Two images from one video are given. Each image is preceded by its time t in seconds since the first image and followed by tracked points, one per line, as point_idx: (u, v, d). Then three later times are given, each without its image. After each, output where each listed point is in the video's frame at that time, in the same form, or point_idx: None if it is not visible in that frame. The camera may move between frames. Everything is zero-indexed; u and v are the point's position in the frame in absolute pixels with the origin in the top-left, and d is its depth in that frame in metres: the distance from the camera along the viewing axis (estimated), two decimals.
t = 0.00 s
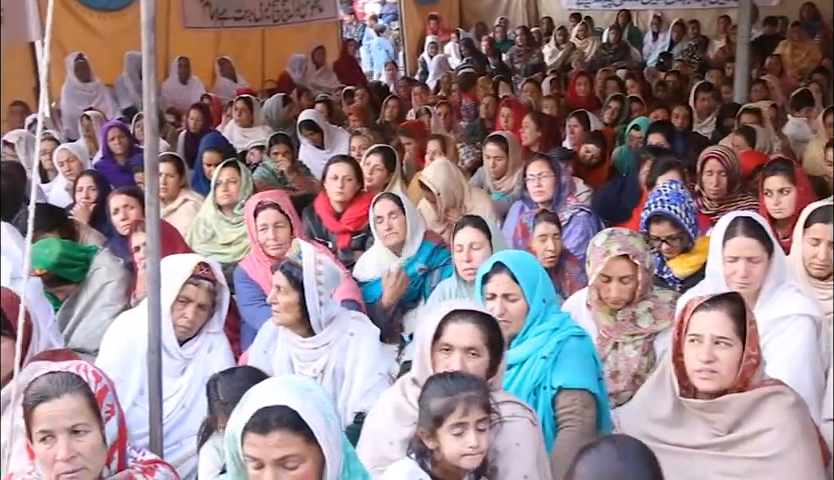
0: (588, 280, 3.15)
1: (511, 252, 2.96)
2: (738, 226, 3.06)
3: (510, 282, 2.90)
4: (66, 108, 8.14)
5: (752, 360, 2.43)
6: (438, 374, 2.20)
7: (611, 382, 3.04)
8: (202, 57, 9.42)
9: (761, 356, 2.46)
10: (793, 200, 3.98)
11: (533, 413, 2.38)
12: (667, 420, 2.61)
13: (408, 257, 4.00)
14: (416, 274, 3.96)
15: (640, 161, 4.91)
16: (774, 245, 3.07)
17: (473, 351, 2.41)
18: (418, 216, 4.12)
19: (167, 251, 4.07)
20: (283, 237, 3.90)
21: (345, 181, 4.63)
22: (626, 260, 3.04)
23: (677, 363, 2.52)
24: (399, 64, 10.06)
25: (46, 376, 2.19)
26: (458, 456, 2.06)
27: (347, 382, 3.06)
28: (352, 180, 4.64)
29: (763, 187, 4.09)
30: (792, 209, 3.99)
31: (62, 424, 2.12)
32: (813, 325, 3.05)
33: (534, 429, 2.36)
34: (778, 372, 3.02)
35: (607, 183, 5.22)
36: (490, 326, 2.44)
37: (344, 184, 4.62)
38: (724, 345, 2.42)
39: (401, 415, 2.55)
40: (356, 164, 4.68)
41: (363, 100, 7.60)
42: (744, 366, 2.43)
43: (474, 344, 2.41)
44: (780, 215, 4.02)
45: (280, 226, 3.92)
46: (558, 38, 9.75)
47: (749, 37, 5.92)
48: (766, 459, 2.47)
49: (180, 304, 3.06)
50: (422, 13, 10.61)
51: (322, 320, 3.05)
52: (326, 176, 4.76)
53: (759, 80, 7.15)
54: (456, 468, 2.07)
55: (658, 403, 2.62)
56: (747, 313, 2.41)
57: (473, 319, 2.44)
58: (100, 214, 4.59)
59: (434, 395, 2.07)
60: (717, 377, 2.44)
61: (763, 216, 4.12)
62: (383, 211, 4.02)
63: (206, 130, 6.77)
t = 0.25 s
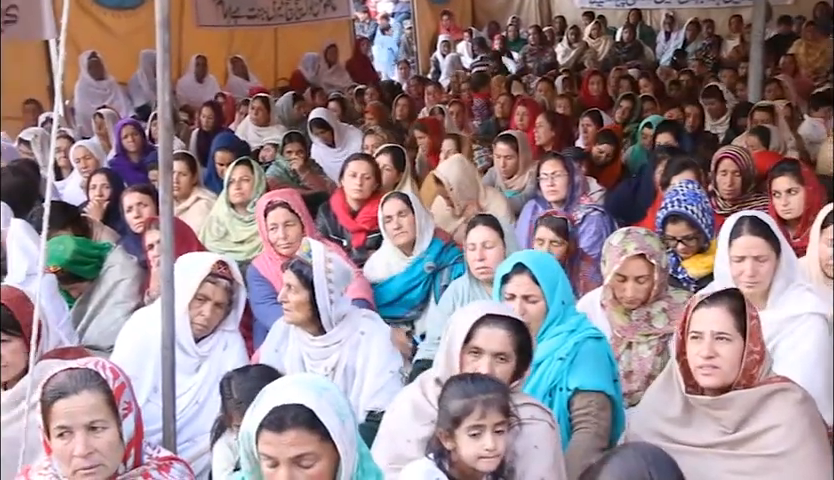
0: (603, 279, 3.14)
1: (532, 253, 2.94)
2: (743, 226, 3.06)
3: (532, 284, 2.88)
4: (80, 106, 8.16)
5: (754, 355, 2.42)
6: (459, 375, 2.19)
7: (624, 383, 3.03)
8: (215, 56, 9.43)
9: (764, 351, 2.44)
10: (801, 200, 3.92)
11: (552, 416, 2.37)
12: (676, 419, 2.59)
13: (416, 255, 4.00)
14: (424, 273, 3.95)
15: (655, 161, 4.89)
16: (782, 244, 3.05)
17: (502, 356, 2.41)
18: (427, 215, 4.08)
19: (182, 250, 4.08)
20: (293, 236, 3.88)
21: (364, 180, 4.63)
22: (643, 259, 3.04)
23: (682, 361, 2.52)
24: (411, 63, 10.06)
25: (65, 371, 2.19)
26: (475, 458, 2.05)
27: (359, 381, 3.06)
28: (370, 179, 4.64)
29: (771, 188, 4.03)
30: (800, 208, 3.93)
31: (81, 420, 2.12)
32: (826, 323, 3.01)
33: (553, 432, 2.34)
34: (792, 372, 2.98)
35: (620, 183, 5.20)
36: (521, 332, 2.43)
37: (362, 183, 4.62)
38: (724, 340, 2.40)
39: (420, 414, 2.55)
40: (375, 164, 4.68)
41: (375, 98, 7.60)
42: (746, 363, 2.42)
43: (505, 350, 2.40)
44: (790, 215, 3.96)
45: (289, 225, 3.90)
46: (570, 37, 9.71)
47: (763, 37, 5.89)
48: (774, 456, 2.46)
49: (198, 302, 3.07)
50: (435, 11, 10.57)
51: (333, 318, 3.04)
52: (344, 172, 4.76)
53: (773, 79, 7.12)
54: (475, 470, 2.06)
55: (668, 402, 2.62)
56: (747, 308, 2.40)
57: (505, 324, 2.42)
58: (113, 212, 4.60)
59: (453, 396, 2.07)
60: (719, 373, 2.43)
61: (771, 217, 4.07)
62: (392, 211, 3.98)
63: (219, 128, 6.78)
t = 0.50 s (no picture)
0: (621, 277, 3.12)
1: (546, 252, 2.92)
2: (750, 225, 3.07)
3: (546, 282, 2.86)
4: (95, 104, 8.19)
5: (759, 352, 2.41)
6: (476, 375, 2.20)
7: (639, 382, 3.03)
8: (230, 54, 9.46)
9: (770, 348, 2.44)
10: (813, 200, 3.89)
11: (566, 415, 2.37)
12: (687, 418, 2.57)
13: (429, 255, 4.00)
14: (438, 273, 3.95)
15: (670, 159, 4.87)
16: (793, 242, 3.03)
17: (516, 356, 2.40)
18: (441, 216, 4.10)
19: (198, 248, 4.08)
20: (315, 232, 3.92)
21: (382, 177, 4.64)
22: (662, 258, 3.02)
23: (689, 360, 2.51)
24: (425, 62, 10.06)
25: (75, 371, 2.20)
26: (489, 459, 2.05)
27: (375, 379, 3.05)
28: (389, 176, 4.65)
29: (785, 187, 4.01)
30: (812, 208, 3.89)
31: (91, 419, 2.12)
32: None
33: (567, 432, 2.34)
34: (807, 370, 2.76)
35: (635, 182, 5.19)
36: (534, 332, 2.43)
37: (380, 180, 4.63)
38: (729, 337, 2.41)
39: (433, 413, 2.54)
40: (393, 161, 4.70)
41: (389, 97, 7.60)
42: (752, 359, 2.41)
43: (518, 350, 2.40)
44: (803, 215, 3.93)
45: (312, 222, 3.94)
46: (584, 36, 9.61)
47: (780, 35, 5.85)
48: (785, 453, 2.45)
49: (216, 301, 3.08)
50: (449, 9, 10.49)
51: (351, 317, 3.04)
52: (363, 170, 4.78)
53: (789, 77, 7.07)
54: (490, 471, 2.06)
55: (679, 401, 2.60)
56: (750, 304, 2.40)
57: (519, 324, 2.41)
58: (128, 210, 4.61)
59: (469, 397, 2.07)
60: (725, 370, 2.43)
61: (784, 217, 4.05)
62: (406, 210, 3.99)
63: (233, 127, 6.79)
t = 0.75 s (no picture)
0: (634, 276, 3.10)
1: (551, 251, 2.92)
2: (762, 224, 3.05)
3: (551, 281, 2.86)
4: (109, 104, 8.24)
5: (778, 352, 2.41)
6: (488, 374, 2.19)
7: (652, 382, 3.02)
8: (243, 54, 9.49)
9: (788, 348, 2.44)
10: (827, 199, 3.85)
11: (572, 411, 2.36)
12: (701, 418, 2.56)
13: (448, 256, 3.98)
14: (455, 274, 3.94)
15: (683, 159, 4.85)
16: (805, 242, 3.01)
17: (513, 353, 2.39)
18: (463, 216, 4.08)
19: (211, 248, 4.09)
20: (331, 231, 3.92)
21: (395, 176, 4.64)
22: (678, 257, 3.01)
23: (706, 359, 2.50)
24: (438, 61, 10.06)
25: (79, 371, 2.21)
26: (503, 459, 2.05)
27: (387, 378, 3.05)
28: (400, 175, 4.64)
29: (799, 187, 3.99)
30: (826, 207, 3.84)
31: (97, 419, 2.14)
32: None
33: (575, 428, 2.33)
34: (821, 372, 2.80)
35: (647, 181, 5.17)
36: (530, 328, 2.42)
37: (393, 179, 4.63)
38: (747, 337, 2.41)
39: (441, 413, 2.54)
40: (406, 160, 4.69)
41: (401, 96, 7.61)
42: (770, 359, 2.41)
43: (516, 346, 2.39)
44: (817, 213, 3.88)
45: (330, 221, 3.94)
46: (598, 35, 9.64)
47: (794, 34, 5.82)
48: (802, 454, 2.45)
49: (227, 300, 3.08)
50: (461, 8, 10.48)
51: (365, 316, 3.05)
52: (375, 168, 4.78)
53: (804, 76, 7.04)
54: (503, 471, 2.06)
55: (693, 400, 2.58)
56: (770, 305, 2.40)
57: (514, 320, 2.41)
58: (141, 208, 4.63)
59: (482, 397, 2.06)
60: (743, 370, 2.42)
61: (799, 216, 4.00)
62: (432, 209, 3.96)
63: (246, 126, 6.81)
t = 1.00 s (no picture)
0: (640, 278, 3.11)
1: (559, 252, 2.91)
2: (781, 225, 3.01)
3: (556, 281, 2.84)
4: (118, 105, 8.28)
5: (806, 362, 2.38)
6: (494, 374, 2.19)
7: (659, 382, 3.02)
8: (251, 55, 9.52)
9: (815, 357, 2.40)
10: None
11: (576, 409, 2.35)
12: (717, 421, 2.58)
13: (457, 256, 3.98)
14: (464, 273, 3.95)
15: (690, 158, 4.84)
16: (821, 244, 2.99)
17: (507, 352, 2.39)
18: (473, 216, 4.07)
19: (219, 249, 4.10)
20: (332, 234, 3.93)
21: (394, 177, 4.65)
22: (682, 258, 3.01)
23: (728, 362, 2.48)
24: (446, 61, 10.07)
25: (85, 373, 2.22)
26: (510, 459, 2.06)
27: (393, 378, 3.06)
28: (400, 176, 4.65)
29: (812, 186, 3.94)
30: None
31: (103, 420, 2.15)
32: None
33: (579, 427, 2.33)
34: None
35: (655, 181, 5.16)
36: (521, 325, 2.42)
37: (392, 180, 4.65)
38: (778, 347, 2.37)
39: (444, 413, 2.55)
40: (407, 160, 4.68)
41: (409, 97, 7.62)
42: (798, 369, 2.37)
43: (509, 345, 2.39)
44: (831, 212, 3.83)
45: (330, 222, 3.95)
46: (606, 35, 9.64)
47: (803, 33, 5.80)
48: (817, 462, 2.42)
49: (234, 301, 3.09)
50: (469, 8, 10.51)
51: (368, 316, 3.05)
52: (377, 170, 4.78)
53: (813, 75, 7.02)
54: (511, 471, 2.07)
55: (707, 401, 2.61)
56: (802, 315, 2.35)
57: (505, 319, 2.41)
58: (150, 209, 4.65)
59: (491, 396, 2.06)
60: (770, 380, 2.39)
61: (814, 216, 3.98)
62: (442, 208, 3.94)
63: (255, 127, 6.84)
